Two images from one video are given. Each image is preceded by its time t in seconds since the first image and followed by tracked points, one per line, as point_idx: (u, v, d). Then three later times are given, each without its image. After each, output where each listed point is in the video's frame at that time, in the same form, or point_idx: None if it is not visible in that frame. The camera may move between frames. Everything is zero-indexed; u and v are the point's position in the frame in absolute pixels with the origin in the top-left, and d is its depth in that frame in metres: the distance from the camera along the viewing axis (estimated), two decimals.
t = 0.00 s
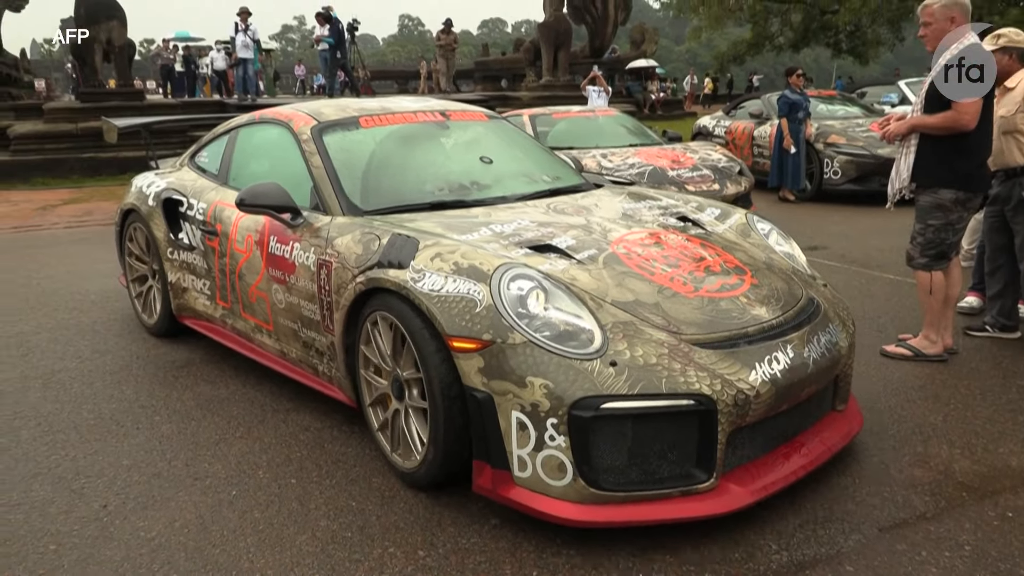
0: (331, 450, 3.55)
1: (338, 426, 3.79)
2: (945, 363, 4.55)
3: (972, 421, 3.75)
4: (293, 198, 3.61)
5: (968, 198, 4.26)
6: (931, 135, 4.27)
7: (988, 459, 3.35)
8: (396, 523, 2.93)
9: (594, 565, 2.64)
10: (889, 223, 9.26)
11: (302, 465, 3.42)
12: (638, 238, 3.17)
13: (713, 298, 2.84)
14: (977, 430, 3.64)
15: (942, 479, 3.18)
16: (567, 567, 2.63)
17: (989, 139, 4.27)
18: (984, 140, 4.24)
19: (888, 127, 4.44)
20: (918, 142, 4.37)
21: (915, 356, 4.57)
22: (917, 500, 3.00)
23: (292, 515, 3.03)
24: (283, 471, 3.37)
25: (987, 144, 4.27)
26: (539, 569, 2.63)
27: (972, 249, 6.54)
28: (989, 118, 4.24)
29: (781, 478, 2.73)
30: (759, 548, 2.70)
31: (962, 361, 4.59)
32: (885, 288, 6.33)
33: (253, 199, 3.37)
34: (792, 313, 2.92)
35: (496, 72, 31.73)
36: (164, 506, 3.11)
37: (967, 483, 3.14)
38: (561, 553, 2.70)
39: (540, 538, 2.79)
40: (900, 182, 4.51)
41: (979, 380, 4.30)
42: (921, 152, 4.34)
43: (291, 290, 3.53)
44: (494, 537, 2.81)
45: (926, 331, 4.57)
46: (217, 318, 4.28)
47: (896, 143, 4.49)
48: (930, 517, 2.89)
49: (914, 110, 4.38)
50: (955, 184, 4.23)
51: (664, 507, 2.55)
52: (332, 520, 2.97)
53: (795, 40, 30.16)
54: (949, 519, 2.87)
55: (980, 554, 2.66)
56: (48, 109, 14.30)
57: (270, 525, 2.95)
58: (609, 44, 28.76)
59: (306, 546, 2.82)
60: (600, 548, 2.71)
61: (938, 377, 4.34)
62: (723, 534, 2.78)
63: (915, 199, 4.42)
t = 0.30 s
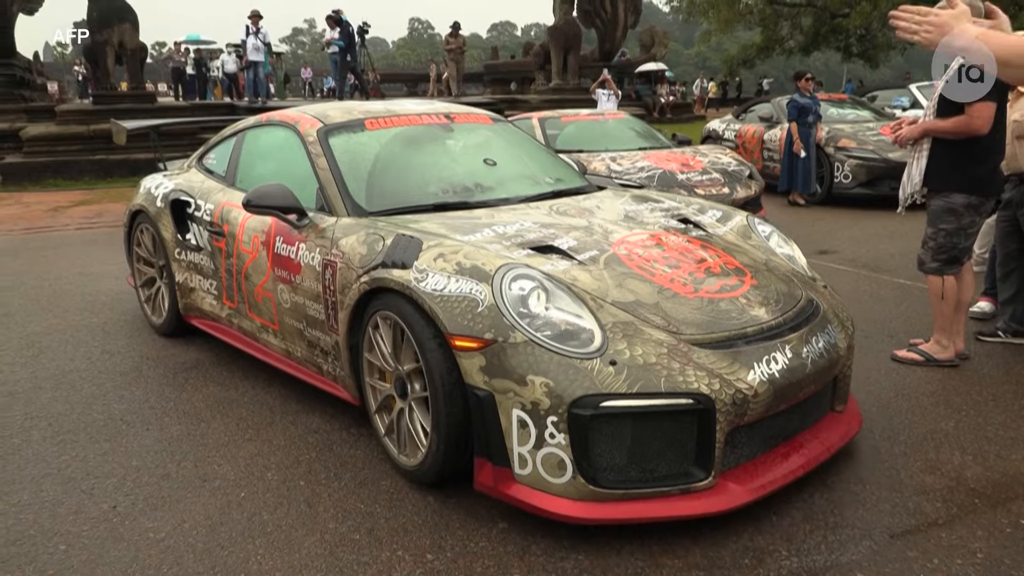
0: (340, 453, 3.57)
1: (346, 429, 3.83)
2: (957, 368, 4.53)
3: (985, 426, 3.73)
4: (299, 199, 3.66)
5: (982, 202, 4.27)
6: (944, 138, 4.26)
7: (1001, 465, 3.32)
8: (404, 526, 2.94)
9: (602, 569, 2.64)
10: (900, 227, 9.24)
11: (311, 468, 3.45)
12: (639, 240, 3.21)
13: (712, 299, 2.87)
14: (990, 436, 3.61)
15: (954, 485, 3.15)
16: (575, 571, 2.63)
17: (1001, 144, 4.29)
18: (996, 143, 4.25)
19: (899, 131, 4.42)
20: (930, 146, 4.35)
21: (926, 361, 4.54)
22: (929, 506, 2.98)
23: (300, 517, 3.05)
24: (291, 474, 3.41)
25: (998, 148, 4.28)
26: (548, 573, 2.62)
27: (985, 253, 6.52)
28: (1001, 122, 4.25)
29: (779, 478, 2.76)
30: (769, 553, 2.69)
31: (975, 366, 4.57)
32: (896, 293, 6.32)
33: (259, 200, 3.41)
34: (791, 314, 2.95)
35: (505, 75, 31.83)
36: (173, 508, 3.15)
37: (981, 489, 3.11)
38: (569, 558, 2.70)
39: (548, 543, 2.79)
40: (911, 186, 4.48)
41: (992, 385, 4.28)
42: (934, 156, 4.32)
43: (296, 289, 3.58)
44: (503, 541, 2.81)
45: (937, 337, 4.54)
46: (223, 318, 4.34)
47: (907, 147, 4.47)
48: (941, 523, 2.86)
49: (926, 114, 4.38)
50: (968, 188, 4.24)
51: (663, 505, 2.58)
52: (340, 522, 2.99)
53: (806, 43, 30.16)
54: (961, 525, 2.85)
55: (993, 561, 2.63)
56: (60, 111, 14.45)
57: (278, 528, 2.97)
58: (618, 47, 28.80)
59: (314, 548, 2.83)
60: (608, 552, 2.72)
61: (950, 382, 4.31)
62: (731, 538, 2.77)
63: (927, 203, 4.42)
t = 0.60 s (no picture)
0: (346, 454, 3.61)
1: (352, 430, 3.87)
2: (965, 372, 4.52)
3: (993, 430, 3.72)
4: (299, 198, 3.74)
5: (990, 205, 4.28)
6: (953, 141, 4.26)
7: (1010, 469, 3.32)
8: (410, 527, 2.97)
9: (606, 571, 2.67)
10: (907, 231, 9.25)
11: (317, 468, 3.49)
12: (633, 239, 3.27)
13: (703, 296, 2.94)
14: (998, 440, 3.61)
15: (963, 489, 3.15)
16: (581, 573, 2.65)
17: (1010, 147, 4.29)
18: (1005, 147, 4.25)
19: (907, 134, 4.42)
20: (939, 149, 4.34)
21: (934, 364, 4.55)
22: (937, 511, 2.97)
23: (306, 518, 3.09)
24: (297, 474, 3.45)
25: (1008, 151, 4.28)
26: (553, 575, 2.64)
27: (992, 257, 6.53)
28: (1010, 125, 4.25)
29: (768, 471, 2.83)
30: (774, 555, 2.70)
31: (983, 369, 4.57)
32: (904, 296, 6.34)
33: (260, 198, 3.49)
34: (780, 311, 3.02)
35: (511, 77, 31.97)
36: (179, 508, 3.19)
37: (990, 494, 3.10)
38: (575, 560, 2.72)
39: (554, 545, 2.81)
40: (919, 190, 4.45)
41: (1000, 388, 4.28)
42: (942, 158, 4.32)
43: (296, 287, 3.65)
44: (509, 543, 2.83)
45: (945, 340, 4.55)
46: (225, 315, 4.41)
47: (915, 150, 4.47)
48: (949, 528, 2.86)
49: (935, 116, 4.36)
50: (977, 191, 4.24)
51: (654, 496, 2.64)
52: (345, 523, 3.03)
53: (812, 45, 30.18)
54: (969, 530, 2.84)
55: (1000, 566, 2.63)
56: (68, 111, 14.56)
57: (284, 528, 3.01)
58: (624, 49, 28.87)
59: (320, 549, 2.86)
60: (613, 554, 2.74)
61: (958, 386, 4.32)
62: (737, 541, 2.79)
63: (935, 206, 4.41)
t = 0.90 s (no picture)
0: (356, 455, 3.60)
1: (361, 430, 3.87)
2: (978, 376, 4.49)
3: (1006, 433, 3.70)
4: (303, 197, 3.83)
5: (1003, 208, 4.27)
6: (965, 144, 4.25)
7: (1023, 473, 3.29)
8: (420, 527, 2.97)
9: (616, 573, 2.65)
10: (919, 233, 9.24)
11: (326, 468, 3.49)
12: (629, 236, 3.36)
13: (696, 293, 3.01)
14: (1011, 443, 3.59)
15: (975, 493, 3.12)
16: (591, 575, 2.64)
17: None
18: (1020, 149, 4.23)
19: (921, 136, 4.43)
20: (952, 151, 4.34)
21: (946, 368, 4.52)
22: (949, 515, 2.95)
23: (316, 517, 3.09)
24: (307, 474, 3.45)
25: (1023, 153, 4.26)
26: None
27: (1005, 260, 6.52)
28: None
29: (760, 464, 2.89)
30: (785, 558, 2.70)
31: (996, 372, 4.55)
32: (915, 298, 6.34)
33: (265, 197, 3.58)
34: (771, 308, 3.09)
35: (521, 78, 32.10)
36: (189, 506, 3.21)
37: (1003, 497, 3.08)
38: (585, 562, 2.72)
39: (564, 547, 2.81)
40: (932, 193, 4.48)
41: (1013, 392, 4.27)
42: (955, 161, 4.32)
43: (299, 283, 3.73)
44: (518, 544, 2.83)
45: (957, 344, 4.54)
46: (230, 312, 4.50)
47: (929, 152, 4.48)
48: (961, 532, 2.84)
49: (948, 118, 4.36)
50: (990, 194, 4.23)
51: (645, 487, 2.71)
52: (355, 523, 3.02)
53: (823, 46, 30.14)
54: (981, 535, 2.83)
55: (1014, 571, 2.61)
56: (80, 111, 14.70)
57: (294, 527, 3.01)
58: (634, 50, 28.90)
59: (330, 549, 2.87)
60: (623, 557, 2.73)
61: (970, 389, 4.30)
62: (747, 544, 2.78)
63: (948, 208, 4.42)
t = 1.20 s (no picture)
0: (371, 454, 3.59)
1: (376, 430, 3.86)
2: (997, 382, 4.46)
3: None
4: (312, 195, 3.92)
5: None
6: (988, 147, 4.14)
7: None
8: (435, 527, 2.97)
9: None
10: (939, 238, 9.18)
11: (342, 467, 3.49)
12: (630, 235, 3.43)
13: (694, 291, 3.06)
14: None
15: (995, 501, 3.09)
16: None
17: None
18: None
19: (942, 138, 4.31)
20: (974, 155, 4.24)
21: (965, 374, 4.48)
22: (967, 523, 2.92)
23: (331, 516, 3.09)
24: (323, 472, 3.45)
25: None
26: None
27: None
28: None
29: (754, 460, 2.94)
30: (800, 565, 2.69)
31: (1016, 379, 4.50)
32: (934, 303, 6.30)
33: (275, 195, 3.67)
34: (768, 307, 3.14)
35: (538, 79, 32.17)
36: (206, 503, 3.22)
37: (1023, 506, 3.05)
38: (599, 565, 2.72)
39: (578, 549, 2.80)
40: (953, 196, 4.38)
41: None
42: (977, 164, 4.21)
43: (308, 279, 3.82)
44: (532, 546, 2.83)
45: (977, 349, 4.51)
46: (241, 307, 4.60)
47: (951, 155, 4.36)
48: (979, 541, 2.81)
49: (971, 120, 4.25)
50: (1012, 199, 4.14)
51: (640, 480, 2.77)
52: (370, 522, 3.03)
53: (842, 48, 29.98)
54: (1000, 544, 2.80)
55: None
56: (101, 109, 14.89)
57: (310, 526, 3.02)
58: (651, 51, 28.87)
59: (345, 548, 2.87)
60: (637, 561, 2.73)
61: (989, 395, 4.27)
62: (763, 550, 2.77)
63: (969, 212, 4.33)
